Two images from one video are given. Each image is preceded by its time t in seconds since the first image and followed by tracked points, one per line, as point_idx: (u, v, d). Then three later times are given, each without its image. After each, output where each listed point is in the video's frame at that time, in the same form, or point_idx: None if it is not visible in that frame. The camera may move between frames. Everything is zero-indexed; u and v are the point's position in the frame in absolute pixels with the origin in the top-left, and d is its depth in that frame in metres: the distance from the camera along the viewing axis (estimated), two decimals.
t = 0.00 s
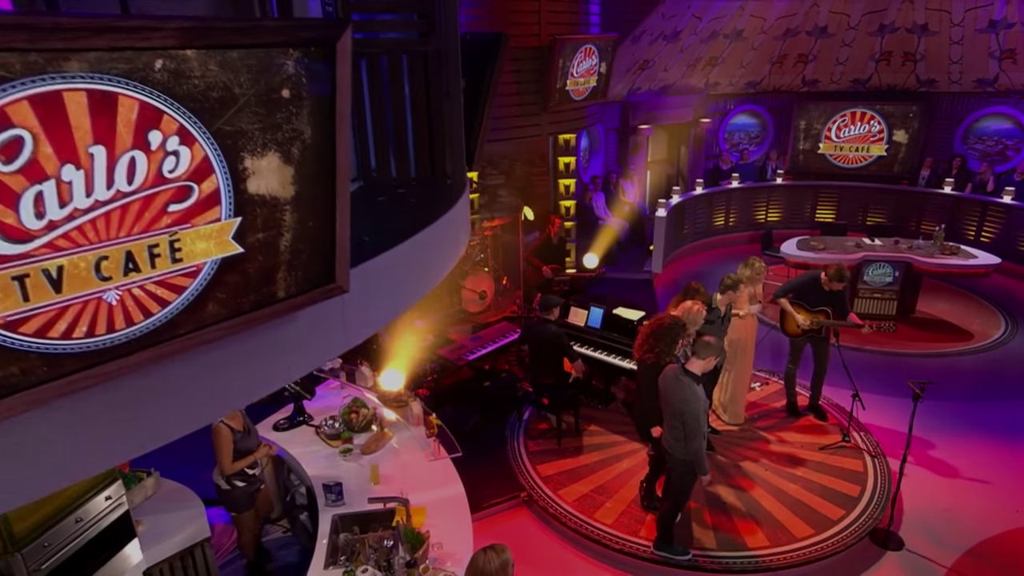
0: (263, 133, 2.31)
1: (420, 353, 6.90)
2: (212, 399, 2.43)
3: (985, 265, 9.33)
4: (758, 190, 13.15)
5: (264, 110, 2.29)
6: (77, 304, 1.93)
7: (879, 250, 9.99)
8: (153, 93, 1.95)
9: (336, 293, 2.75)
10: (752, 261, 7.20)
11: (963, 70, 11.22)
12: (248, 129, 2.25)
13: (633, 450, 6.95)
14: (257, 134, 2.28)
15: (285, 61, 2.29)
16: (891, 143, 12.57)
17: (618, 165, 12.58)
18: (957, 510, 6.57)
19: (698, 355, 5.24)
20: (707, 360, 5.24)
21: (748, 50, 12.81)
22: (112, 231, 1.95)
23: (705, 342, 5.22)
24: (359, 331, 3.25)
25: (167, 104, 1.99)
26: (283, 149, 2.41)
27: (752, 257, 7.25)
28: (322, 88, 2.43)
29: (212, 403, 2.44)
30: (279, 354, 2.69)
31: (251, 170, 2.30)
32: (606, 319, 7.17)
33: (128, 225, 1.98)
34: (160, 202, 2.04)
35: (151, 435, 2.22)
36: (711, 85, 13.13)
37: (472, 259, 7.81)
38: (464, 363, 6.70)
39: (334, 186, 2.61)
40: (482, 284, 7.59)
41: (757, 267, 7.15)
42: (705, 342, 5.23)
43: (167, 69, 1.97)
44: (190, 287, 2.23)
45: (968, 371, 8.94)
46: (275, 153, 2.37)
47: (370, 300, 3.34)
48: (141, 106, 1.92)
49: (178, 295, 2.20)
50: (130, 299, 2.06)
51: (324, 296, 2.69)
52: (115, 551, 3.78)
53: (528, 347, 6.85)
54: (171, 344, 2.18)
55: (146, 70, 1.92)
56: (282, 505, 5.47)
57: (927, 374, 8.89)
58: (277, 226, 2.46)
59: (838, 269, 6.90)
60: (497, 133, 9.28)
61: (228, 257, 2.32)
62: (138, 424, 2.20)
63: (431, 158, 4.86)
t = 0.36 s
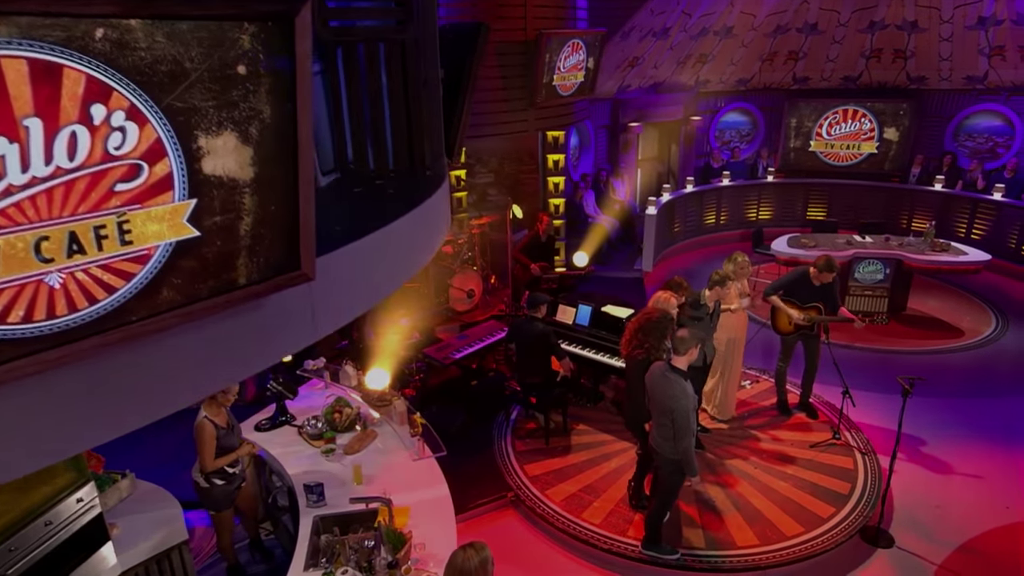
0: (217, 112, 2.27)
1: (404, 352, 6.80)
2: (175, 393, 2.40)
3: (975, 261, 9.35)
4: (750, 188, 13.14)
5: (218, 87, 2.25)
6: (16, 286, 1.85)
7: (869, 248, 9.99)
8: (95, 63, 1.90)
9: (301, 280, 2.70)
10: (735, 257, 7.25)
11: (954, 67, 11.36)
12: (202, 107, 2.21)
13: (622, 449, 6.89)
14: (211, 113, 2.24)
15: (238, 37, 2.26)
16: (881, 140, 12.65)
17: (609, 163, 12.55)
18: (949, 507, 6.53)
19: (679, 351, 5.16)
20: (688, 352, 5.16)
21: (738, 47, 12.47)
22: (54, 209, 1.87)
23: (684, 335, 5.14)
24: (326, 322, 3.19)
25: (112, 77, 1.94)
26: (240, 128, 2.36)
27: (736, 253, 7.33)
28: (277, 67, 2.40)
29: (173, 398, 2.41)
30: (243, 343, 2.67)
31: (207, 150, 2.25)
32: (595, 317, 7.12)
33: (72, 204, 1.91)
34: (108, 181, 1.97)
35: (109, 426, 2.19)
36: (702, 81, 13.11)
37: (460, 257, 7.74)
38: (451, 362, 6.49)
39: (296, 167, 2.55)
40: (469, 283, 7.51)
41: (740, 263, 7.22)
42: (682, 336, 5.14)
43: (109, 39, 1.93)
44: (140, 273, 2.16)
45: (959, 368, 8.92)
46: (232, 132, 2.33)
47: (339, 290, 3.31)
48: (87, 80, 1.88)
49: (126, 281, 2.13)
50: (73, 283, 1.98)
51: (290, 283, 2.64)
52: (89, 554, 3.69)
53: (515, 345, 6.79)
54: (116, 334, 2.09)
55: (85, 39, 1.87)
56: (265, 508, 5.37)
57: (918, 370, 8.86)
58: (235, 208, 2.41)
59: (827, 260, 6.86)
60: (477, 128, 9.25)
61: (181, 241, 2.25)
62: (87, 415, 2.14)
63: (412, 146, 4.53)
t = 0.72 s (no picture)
0: (164, 85, 2.36)
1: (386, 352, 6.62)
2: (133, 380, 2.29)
3: (965, 257, 9.32)
4: (739, 185, 13.04)
5: (165, 59, 2.35)
6: None
7: (859, 244, 9.92)
8: (29, 31, 1.94)
9: (261, 264, 2.76)
10: (723, 253, 7.16)
11: (943, 63, 11.37)
12: (149, 80, 2.30)
13: (609, 448, 6.83)
14: (158, 88, 2.33)
15: (184, 10, 2.37)
16: (872, 138, 12.63)
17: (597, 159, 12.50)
18: (940, 503, 6.50)
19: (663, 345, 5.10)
20: (673, 347, 5.09)
21: (728, 43, 12.93)
22: None
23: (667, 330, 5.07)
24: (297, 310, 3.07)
25: (50, 48, 1.99)
26: (191, 104, 2.47)
27: (725, 248, 7.23)
28: (227, 45, 2.54)
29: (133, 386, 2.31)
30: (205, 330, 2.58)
31: (154, 125, 2.33)
32: (581, 314, 7.04)
33: (6, 178, 1.93)
34: (45, 154, 2.00)
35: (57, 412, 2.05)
36: (691, 78, 13.00)
37: (446, 255, 7.67)
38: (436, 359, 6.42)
39: (251, 145, 2.64)
40: (456, 280, 7.53)
41: (728, 258, 7.13)
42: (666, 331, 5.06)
43: (42, 4, 1.97)
44: (81, 257, 2.18)
45: (949, 364, 8.89)
46: (181, 108, 2.43)
47: (310, 277, 3.23)
48: (23, 48, 1.93)
49: (66, 265, 2.14)
50: (6, 262, 1.96)
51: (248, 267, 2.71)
52: (59, 557, 3.56)
53: (501, 343, 6.73)
54: (53, 317, 2.06)
55: (15, 3, 1.91)
56: (245, 510, 5.28)
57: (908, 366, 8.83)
58: (187, 187, 2.48)
59: (820, 256, 6.80)
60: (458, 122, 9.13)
61: (129, 220, 2.29)
62: (40, 401, 1.99)
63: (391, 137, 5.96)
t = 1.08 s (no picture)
0: (106, 55, 2.29)
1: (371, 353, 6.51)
2: (81, 368, 2.18)
3: (959, 255, 9.25)
4: (733, 184, 13.05)
5: (105, 26, 2.27)
6: None
7: (852, 241, 9.83)
8: None
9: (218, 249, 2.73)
10: (712, 249, 7.05)
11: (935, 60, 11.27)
12: (88, 48, 2.22)
13: (598, 448, 6.75)
14: (99, 57, 2.26)
15: None
16: (865, 135, 12.71)
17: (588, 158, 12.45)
18: (933, 502, 6.44)
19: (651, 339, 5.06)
20: (662, 342, 5.05)
21: (720, 40, 12.52)
22: None
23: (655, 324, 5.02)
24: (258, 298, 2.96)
25: None
26: (137, 75, 2.40)
27: (713, 244, 7.08)
28: (175, 15, 2.47)
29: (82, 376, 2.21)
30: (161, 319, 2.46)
31: (95, 96, 2.25)
32: (569, 312, 6.96)
33: None
34: None
35: None
36: (683, 76, 12.74)
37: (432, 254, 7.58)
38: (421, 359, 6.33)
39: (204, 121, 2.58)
40: (443, 280, 7.29)
41: (717, 255, 7.01)
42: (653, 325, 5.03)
43: None
44: (14, 238, 2.09)
45: (943, 362, 8.83)
46: (125, 79, 2.36)
47: (276, 267, 3.12)
48: None
49: None
50: None
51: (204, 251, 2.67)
52: (30, 559, 3.45)
53: (488, 342, 6.65)
54: None
55: None
56: (223, 515, 5.17)
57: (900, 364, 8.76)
58: (134, 163, 2.41)
59: (816, 251, 6.58)
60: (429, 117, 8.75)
61: (69, 196, 2.21)
62: None
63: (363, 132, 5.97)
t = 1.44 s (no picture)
0: (39, 17, 2.07)
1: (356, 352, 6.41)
2: (37, 354, 1.98)
3: (953, 252, 9.19)
4: (725, 182, 12.92)
5: None
6: None
7: (845, 238, 9.75)
8: None
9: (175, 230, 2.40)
10: (703, 245, 6.96)
11: (928, 57, 11.30)
12: (18, 9, 2.01)
13: (587, 448, 6.66)
14: (32, 19, 2.05)
15: None
16: (858, 132, 12.56)
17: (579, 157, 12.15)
18: (925, 501, 6.36)
19: (648, 340, 4.93)
20: (658, 343, 4.92)
21: (711, 36, 12.68)
22: None
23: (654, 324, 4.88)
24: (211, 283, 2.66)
25: None
26: (76, 42, 2.18)
27: (705, 240, 7.01)
28: None
29: (45, 360, 2.01)
30: (117, 303, 2.25)
31: (30, 63, 2.05)
32: (557, 310, 6.88)
33: None
34: None
35: None
36: (674, 73, 12.85)
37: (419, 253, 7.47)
38: (406, 359, 6.26)
39: (153, 90, 2.33)
40: (430, 278, 7.13)
41: (708, 252, 6.93)
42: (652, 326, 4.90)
43: None
44: None
45: (936, 360, 8.76)
46: (63, 46, 2.14)
47: (240, 252, 2.86)
48: None
49: None
50: None
51: (160, 232, 2.34)
52: None
53: (474, 341, 6.57)
54: None
55: None
56: (202, 518, 5.07)
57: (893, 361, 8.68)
58: (77, 136, 2.19)
59: (808, 249, 6.46)
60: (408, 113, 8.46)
61: (7, 169, 2.01)
62: None
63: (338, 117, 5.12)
